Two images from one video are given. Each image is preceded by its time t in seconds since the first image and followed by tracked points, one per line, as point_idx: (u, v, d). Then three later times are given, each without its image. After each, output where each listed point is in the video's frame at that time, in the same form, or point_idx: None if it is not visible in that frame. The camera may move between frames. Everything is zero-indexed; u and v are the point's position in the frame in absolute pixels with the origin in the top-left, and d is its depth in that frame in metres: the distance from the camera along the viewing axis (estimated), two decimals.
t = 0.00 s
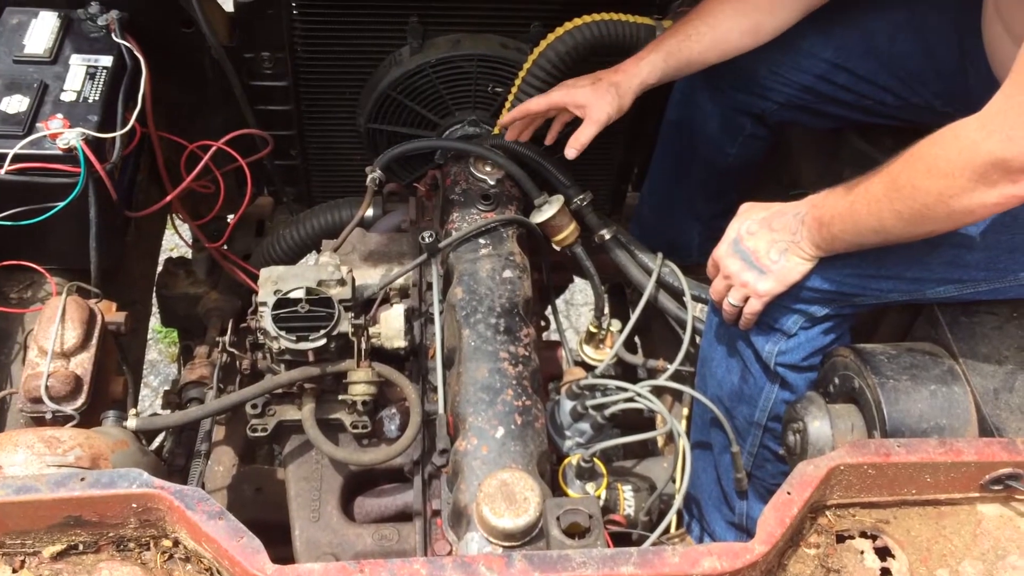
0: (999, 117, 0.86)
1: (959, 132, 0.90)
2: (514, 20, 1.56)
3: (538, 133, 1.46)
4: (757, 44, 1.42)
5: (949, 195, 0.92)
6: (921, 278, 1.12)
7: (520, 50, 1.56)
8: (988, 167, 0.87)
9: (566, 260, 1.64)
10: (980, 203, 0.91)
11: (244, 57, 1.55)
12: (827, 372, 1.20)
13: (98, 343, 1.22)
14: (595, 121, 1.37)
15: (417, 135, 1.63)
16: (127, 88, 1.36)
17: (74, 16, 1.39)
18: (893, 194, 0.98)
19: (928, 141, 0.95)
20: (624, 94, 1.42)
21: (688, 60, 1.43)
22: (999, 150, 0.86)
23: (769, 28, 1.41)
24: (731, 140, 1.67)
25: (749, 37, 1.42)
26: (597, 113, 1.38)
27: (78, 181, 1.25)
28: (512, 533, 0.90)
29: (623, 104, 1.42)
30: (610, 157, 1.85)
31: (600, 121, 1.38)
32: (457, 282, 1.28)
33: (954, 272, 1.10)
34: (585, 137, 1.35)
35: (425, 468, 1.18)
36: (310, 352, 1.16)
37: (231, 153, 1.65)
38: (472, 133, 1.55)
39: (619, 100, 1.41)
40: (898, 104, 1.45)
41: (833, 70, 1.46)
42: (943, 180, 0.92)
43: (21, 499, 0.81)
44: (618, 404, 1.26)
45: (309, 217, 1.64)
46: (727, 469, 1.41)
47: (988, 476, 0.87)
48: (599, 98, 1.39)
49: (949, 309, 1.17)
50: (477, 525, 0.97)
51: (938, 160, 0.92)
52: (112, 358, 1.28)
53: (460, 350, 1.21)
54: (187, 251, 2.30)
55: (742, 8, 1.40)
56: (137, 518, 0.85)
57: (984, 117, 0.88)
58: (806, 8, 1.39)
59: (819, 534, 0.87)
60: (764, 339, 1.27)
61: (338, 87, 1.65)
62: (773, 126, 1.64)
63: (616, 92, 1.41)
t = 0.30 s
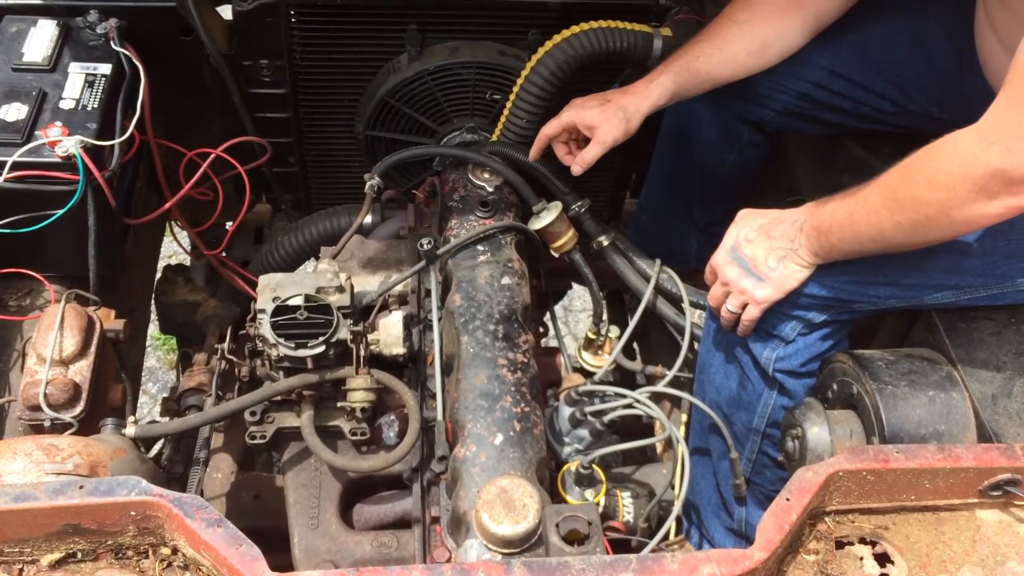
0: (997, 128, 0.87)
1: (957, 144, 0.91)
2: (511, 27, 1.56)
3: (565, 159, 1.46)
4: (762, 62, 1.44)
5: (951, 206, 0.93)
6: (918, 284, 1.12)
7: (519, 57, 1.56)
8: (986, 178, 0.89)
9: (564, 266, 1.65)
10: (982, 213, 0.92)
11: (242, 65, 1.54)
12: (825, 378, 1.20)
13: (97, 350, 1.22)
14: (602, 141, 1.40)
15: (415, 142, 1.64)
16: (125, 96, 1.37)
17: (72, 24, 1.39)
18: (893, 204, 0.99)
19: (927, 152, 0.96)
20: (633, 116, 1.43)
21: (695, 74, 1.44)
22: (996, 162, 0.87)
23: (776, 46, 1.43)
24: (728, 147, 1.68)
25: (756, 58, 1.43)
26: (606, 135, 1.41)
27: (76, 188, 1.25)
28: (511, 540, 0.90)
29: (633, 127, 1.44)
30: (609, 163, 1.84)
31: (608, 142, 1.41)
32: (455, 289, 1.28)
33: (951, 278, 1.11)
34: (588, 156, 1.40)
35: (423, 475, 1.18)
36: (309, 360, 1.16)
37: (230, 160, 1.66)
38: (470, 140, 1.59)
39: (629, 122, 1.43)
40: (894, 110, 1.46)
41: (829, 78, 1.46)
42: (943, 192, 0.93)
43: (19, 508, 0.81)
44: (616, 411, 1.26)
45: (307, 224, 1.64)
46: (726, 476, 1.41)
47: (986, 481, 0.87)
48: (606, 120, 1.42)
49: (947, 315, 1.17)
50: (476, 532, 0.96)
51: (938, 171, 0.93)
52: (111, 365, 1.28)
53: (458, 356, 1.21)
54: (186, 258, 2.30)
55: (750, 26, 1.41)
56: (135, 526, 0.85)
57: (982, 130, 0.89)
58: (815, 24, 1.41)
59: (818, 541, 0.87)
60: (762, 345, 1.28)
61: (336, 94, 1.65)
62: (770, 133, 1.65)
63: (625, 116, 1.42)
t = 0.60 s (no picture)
0: (1010, 145, 0.87)
1: (970, 159, 0.92)
2: (510, 31, 1.56)
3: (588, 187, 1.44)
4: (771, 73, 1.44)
5: (966, 219, 0.93)
6: (917, 288, 1.13)
7: (517, 61, 1.56)
8: (1002, 194, 0.89)
9: (563, 271, 1.65)
10: (991, 223, 0.93)
11: (240, 69, 1.55)
12: (823, 382, 1.20)
13: (95, 355, 1.22)
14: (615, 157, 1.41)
15: (414, 146, 1.65)
16: (124, 101, 1.37)
17: (71, 28, 1.39)
18: (903, 217, 0.99)
19: (936, 164, 0.96)
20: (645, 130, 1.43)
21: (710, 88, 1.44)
22: (1013, 177, 0.87)
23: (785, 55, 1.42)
24: (727, 151, 1.68)
25: (764, 69, 1.43)
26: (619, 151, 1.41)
27: (73, 193, 1.26)
28: (510, 545, 0.90)
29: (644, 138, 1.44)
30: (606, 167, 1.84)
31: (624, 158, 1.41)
32: (454, 293, 1.28)
33: (951, 282, 1.11)
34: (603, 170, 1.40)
35: (422, 479, 1.17)
36: (308, 364, 1.16)
37: (228, 164, 1.65)
38: (468, 144, 1.59)
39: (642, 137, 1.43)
40: (893, 114, 1.46)
41: (829, 82, 1.47)
42: (958, 208, 0.93)
43: (17, 513, 0.81)
44: (615, 415, 1.26)
45: (306, 228, 1.64)
46: (725, 480, 1.41)
47: (986, 485, 0.87)
48: (617, 137, 1.42)
49: (946, 319, 1.17)
50: (476, 536, 0.96)
51: (949, 186, 0.93)
52: (109, 370, 1.28)
53: (457, 360, 1.21)
54: (184, 262, 2.30)
55: (756, 40, 1.41)
56: (133, 531, 0.85)
57: (995, 146, 0.89)
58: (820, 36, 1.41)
59: (818, 545, 0.87)
60: (762, 349, 1.28)
61: (335, 99, 1.65)
62: (769, 137, 1.65)
63: (634, 132, 1.43)
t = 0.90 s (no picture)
0: (1010, 143, 0.87)
1: (969, 156, 0.91)
2: (509, 32, 1.56)
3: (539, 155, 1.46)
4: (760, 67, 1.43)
5: (964, 218, 0.93)
6: (917, 290, 1.12)
7: (516, 63, 1.56)
8: (1001, 192, 0.88)
9: (562, 272, 1.65)
10: (994, 223, 0.92)
11: (239, 70, 1.55)
12: (822, 384, 1.20)
13: (94, 356, 1.22)
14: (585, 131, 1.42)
15: (413, 147, 1.65)
16: (123, 102, 1.37)
17: (70, 30, 1.39)
18: (902, 217, 0.99)
19: (933, 163, 0.96)
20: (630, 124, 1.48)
21: (694, 85, 1.44)
22: (1013, 175, 0.86)
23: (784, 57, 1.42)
24: (726, 153, 1.68)
25: (742, 64, 1.41)
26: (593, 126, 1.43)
27: (72, 195, 1.26)
28: (509, 546, 0.90)
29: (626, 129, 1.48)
30: (606, 168, 1.84)
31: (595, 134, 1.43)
32: (453, 294, 1.28)
33: (950, 284, 1.11)
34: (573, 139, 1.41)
35: (421, 481, 1.17)
36: (307, 366, 1.16)
37: (226, 166, 1.65)
38: (467, 145, 1.58)
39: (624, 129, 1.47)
40: (892, 116, 1.46)
41: (829, 84, 1.47)
42: (956, 206, 0.93)
43: (15, 515, 0.80)
44: (614, 416, 1.26)
45: (304, 229, 1.64)
46: (723, 481, 1.41)
47: (986, 487, 0.87)
48: (592, 112, 1.42)
49: (946, 321, 1.17)
50: (474, 538, 0.96)
51: (948, 184, 0.93)
52: (108, 372, 1.28)
53: (456, 362, 1.21)
54: (183, 263, 2.30)
55: (735, 32, 1.40)
56: (132, 533, 0.85)
57: (994, 143, 0.89)
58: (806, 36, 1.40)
59: (817, 546, 0.87)
60: (761, 351, 1.28)
61: (334, 100, 1.65)
62: (768, 139, 1.65)
63: (609, 112, 1.43)
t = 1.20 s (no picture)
0: (1012, 144, 0.87)
1: (971, 156, 0.91)
2: (509, 33, 1.56)
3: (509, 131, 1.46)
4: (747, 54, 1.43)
5: (965, 219, 0.93)
6: (917, 291, 1.13)
7: (516, 64, 1.56)
8: (1002, 193, 0.88)
9: (562, 273, 1.65)
10: (996, 224, 0.92)
11: (239, 72, 1.55)
12: (823, 385, 1.20)
13: (94, 358, 1.22)
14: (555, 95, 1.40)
15: (413, 149, 1.65)
16: (123, 104, 1.37)
17: (71, 32, 1.40)
18: (903, 217, 0.99)
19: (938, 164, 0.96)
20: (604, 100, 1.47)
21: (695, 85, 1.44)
22: (1013, 176, 0.86)
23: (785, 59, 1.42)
24: (726, 154, 1.68)
25: (719, 49, 1.41)
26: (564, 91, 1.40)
27: (73, 196, 1.26)
28: (509, 548, 0.90)
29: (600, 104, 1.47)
30: (607, 169, 1.84)
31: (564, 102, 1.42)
32: (453, 296, 1.28)
33: (950, 285, 1.11)
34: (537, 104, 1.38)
35: (422, 482, 1.17)
36: (307, 367, 1.16)
37: (227, 167, 1.65)
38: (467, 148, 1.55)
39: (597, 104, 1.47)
40: (892, 117, 1.45)
41: (829, 85, 1.47)
42: (957, 206, 0.93)
43: (15, 516, 0.81)
44: (615, 418, 1.26)
45: (305, 231, 1.64)
46: (724, 482, 1.41)
47: (986, 488, 0.87)
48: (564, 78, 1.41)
49: (946, 322, 1.17)
50: (474, 539, 0.96)
51: (949, 184, 0.93)
52: (108, 373, 1.28)
53: (456, 363, 1.21)
54: (183, 264, 2.30)
55: (711, 15, 1.39)
56: (133, 535, 0.85)
57: (997, 144, 0.88)
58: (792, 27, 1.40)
59: (817, 548, 0.87)
60: (761, 352, 1.28)
61: (334, 102, 1.65)
62: (768, 140, 1.65)
63: (582, 80, 1.42)
